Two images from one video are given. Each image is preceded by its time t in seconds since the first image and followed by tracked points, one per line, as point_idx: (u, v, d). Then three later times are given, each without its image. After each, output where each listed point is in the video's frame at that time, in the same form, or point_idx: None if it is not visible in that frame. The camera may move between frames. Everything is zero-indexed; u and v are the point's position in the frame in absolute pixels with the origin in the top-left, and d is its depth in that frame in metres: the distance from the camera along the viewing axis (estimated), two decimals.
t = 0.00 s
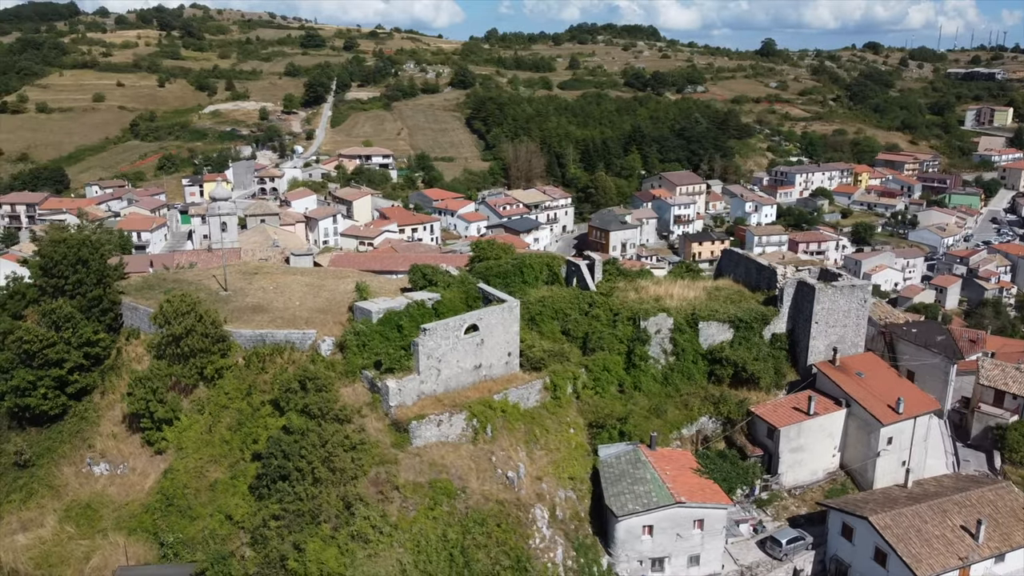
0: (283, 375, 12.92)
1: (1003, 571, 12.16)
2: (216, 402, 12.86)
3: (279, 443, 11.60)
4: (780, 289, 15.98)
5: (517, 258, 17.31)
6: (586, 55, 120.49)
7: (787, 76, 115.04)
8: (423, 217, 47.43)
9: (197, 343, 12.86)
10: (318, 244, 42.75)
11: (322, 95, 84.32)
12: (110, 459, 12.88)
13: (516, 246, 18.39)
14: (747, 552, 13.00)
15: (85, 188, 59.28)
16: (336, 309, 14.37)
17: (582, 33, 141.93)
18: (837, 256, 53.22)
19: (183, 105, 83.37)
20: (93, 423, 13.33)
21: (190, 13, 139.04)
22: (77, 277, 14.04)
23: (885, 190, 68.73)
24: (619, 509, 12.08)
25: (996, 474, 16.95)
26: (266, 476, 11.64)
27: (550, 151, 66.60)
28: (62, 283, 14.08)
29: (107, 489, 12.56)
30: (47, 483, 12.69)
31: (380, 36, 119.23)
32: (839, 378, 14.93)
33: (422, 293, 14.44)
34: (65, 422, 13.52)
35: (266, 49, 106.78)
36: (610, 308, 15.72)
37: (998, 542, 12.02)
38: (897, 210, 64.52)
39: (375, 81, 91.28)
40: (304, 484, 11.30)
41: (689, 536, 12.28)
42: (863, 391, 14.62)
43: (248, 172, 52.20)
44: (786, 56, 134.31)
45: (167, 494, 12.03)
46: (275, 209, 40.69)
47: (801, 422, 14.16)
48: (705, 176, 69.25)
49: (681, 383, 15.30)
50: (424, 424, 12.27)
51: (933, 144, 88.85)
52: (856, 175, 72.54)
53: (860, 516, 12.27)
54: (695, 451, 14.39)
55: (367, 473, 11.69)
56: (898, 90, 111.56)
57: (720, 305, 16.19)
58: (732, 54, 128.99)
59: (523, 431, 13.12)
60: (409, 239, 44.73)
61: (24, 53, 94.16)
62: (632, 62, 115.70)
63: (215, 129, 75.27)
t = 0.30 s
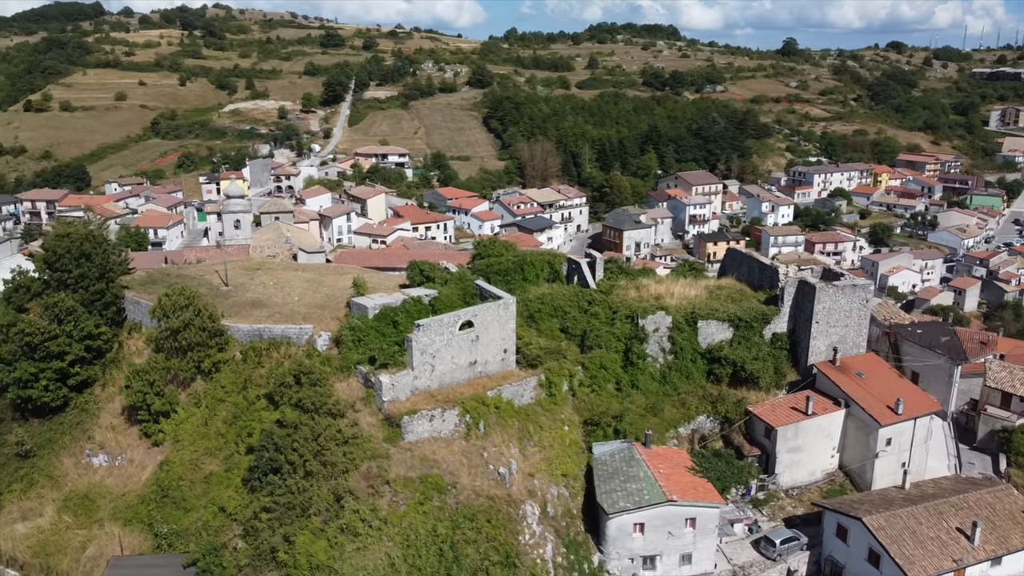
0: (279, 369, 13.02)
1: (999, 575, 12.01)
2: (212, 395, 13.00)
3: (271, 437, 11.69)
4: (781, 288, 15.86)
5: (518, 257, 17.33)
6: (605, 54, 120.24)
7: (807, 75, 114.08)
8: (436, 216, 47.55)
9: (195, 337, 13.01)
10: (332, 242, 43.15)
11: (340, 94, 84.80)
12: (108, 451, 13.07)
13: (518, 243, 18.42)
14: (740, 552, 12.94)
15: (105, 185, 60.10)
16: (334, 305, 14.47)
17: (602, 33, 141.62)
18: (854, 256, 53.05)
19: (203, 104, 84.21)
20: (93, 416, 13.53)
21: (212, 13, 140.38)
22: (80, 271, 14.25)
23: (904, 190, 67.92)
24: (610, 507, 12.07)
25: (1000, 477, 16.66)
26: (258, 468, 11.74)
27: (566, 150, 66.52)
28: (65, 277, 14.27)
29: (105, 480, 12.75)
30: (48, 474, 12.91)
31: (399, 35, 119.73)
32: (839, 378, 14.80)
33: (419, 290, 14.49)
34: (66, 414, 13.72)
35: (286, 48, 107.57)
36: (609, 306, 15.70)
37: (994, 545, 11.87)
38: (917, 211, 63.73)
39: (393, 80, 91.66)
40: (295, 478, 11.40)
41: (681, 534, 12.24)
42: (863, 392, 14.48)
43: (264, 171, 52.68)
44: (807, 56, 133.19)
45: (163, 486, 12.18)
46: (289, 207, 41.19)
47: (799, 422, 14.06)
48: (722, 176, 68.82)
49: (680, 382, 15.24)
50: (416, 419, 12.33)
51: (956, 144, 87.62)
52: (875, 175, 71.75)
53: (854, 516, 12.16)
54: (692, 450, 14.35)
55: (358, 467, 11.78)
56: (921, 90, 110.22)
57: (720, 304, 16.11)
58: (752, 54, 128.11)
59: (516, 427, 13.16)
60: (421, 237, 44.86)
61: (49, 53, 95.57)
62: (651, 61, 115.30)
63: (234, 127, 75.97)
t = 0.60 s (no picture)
0: (274, 364, 13.12)
1: None
2: (209, 389, 13.12)
3: (264, 431, 11.79)
4: (782, 288, 15.76)
5: (519, 255, 17.34)
6: (624, 55, 119.99)
7: (828, 76, 113.11)
8: (450, 215, 47.63)
9: (193, 331, 13.15)
10: (346, 240, 43.42)
11: (358, 94, 85.24)
12: (107, 443, 13.25)
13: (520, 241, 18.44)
14: (733, 552, 12.87)
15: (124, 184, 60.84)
16: (331, 301, 14.57)
17: (621, 33, 141.28)
18: (872, 259, 52.55)
19: (223, 104, 85.01)
20: (93, 409, 13.73)
21: (234, 14, 141.66)
22: (83, 266, 14.44)
23: (924, 192, 67.14)
24: (601, 505, 12.05)
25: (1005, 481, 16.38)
26: (250, 461, 11.84)
27: (582, 150, 66.45)
28: (68, 271, 14.47)
29: (103, 472, 12.92)
30: (48, 465, 13.10)
31: (418, 36, 120.17)
32: (839, 379, 14.67)
33: (417, 287, 14.54)
34: (67, 407, 13.92)
35: (306, 48, 108.32)
36: (608, 304, 15.66)
37: (990, 549, 11.72)
38: (937, 213, 62.96)
39: (411, 80, 92.00)
40: (286, 472, 11.49)
41: (672, 534, 12.20)
42: (862, 393, 14.35)
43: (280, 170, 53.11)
44: (829, 56, 132.08)
45: (159, 478, 12.32)
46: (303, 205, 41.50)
47: (796, 422, 13.96)
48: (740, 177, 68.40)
49: (678, 381, 15.19)
50: (408, 415, 12.41)
51: (979, 145, 86.47)
52: (895, 177, 70.95)
53: (848, 517, 12.05)
54: (687, 449, 14.29)
55: (350, 462, 11.86)
56: (944, 90, 108.97)
57: (721, 303, 16.03)
58: (773, 54, 127.25)
59: (509, 425, 13.19)
60: (435, 236, 44.98)
61: (73, 53, 96.92)
62: (670, 62, 114.86)
63: (253, 127, 76.60)
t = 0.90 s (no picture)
0: (271, 360, 13.21)
1: None
2: (206, 385, 13.25)
3: (257, 427, 11.91)
4: (782, 289, 15.64)
5: (520, 254, 17.36)
6: (644, 55, 119.68)
7: (850, 77, 112.03)
8: (464, 216, 47.75)
9: (190, 328, 13.28)
10: (360, 240, 43.63)
11: (377, 95, 85.66)
12: (107, 437, 13.43)
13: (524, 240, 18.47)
14: (726, 554, 12.80)
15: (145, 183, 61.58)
16: (329, 299, 14.68)
17: (641, 33, 141.00)
18: (890, 261, 51.95)
19: (244, 104, 85.78)
20: (94, 403, 13.92)
21: (257, 16, 143.01)
22: (86, 263, 14.65)
23: (946, 194, 66.24)
24: (592, 504, 12.03)
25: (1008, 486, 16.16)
26: (243, 456, 11.95)
27: (598, 151, 66.35)
28: (72, 268, 14.68)
29: (102, 466, 13.11)
30: (49, 458, 13.31)
31: (438, 37, 120.62)
32: (839, 381, 14.55)
33: (414, 285, 14.60)
34: (70, 401, 14.11)
35: (326, 49, 109.05)
36: (607, 305, 15.65)
37: (985, 555, 11.56)
38: (958, 215, 62.13)
39: (430, 81, 92.32)
40: (278, 468, 11.58)
41: (664, 534, 12.16)
42: (861, 396, 14.19)
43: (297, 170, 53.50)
44: (851, 57, 130.85)
45: (155, 472, 12.46)
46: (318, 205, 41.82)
47: (793, 424, 13.87)
48: (757, 178, 67.95)
49: (675, 382, 15.13)
50: (400, 412, 12.45)
51: (1003, 147, 85.21)
52: (916, 178, 70.09)
53: (841, 520, 11.95)
54: (683, 450, 14.23)
55: (341, 459, 11.94)
56: (969, 91, 107.50)
57: (721, 304, 15.94)
58: (794, 55, 126.33)
59: (503, 423, 13.22)
60: (448, 236, 45.06)
61: (98, 54, 98.29)
62: (690, 62, 114.40)
63: (272, 127, 77.20)
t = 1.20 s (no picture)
0: (268, 358, 13.34)
1: None
2: (204, 381, 13.40)
3: (250, 423, 12.02)
4: (783, 291, 15.53)
5: (521, 254, 17.39)
6: (665, 55, 119.12)
7: (873, 77, 110.78)
8: (479, 215, 47.81)
9: (188, 325, 13.44)
10: (374, 239, 43.80)
11: (396, 94, 85.99)
12: (107, 432, 13.63)
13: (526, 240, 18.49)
14: (719, 557, 12.74)
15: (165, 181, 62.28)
16: (327, 298, 14.81)
17: (662, 33, 140.43)
18: (909, 264, 51.29)
19: (264, 103, 86.49)
20: (95, 398, 14.12)
21: (280, 16, 144.13)
22: (91, 260, 14.90)
23: (968, 196, 65.25)
24: (582, 504, 12.03)
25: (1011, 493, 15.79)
26: (236, 452, 12.06)
27: (615, 151, 66.19)
28: (76, 266, 14.93)
29: (101, 460, 13.31)
30: (51, 453, 13.54)
31: (458, 37, 120.92)
32: (838, 384, 14.43)
33: (411, 284, 14.68)
34: (72, 396, 14.33)
35: (347, 49, 109.66)
36: (606, 306, 15.66)
37: (980, 562, 11.42)
38: (980, 217, 61.19)
39: (449, 80, 92.52)
40: (270, 465, 11.68)
41: (655, 536, 12.13)
42: (860, 399, 14.07)
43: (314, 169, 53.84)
44: (875, 57, 129.39)
45: (152, 467, 12.62)
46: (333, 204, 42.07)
47: (790, 427, 13.76)
48: (776, 179, 67.44)
49: (673, 384, 15.08)
50: (392, 411, 12.54)
51: None
52: (938, 180, 69.09)
53: (833, 524, 11.84)
54: (678, 452, 14.19)
55: (334, 456, 12.03)
56: (995, 92, 105.87)
57: (720, 306, 15.86)
58: (816, 54, 125.20)
59: (496, 423, 13.28)
60: (462, 236, 45.14)
61: (122, 54, 99.43)
62: (710, 62, 113.73)
63: (291, 127, 77.74)
